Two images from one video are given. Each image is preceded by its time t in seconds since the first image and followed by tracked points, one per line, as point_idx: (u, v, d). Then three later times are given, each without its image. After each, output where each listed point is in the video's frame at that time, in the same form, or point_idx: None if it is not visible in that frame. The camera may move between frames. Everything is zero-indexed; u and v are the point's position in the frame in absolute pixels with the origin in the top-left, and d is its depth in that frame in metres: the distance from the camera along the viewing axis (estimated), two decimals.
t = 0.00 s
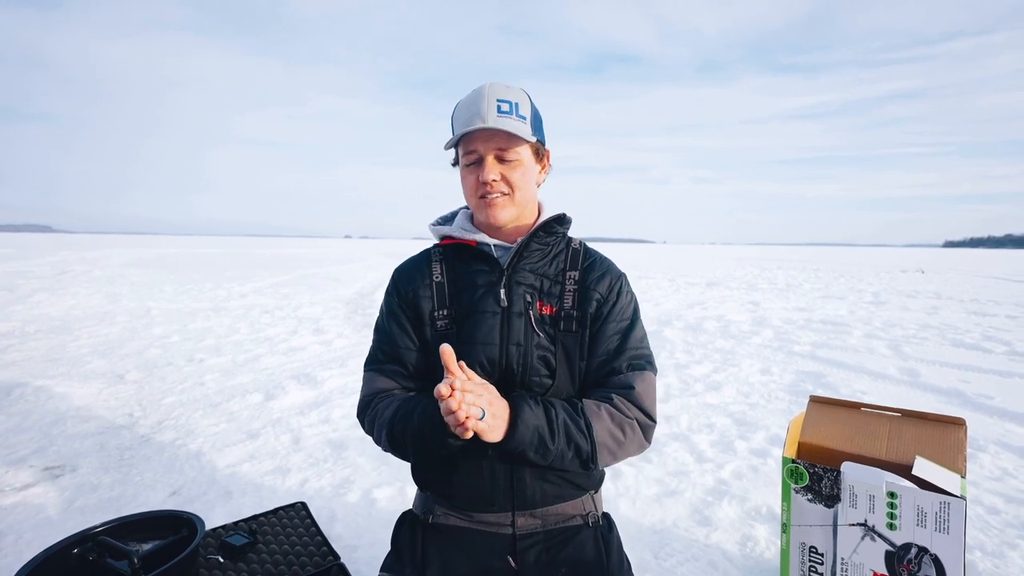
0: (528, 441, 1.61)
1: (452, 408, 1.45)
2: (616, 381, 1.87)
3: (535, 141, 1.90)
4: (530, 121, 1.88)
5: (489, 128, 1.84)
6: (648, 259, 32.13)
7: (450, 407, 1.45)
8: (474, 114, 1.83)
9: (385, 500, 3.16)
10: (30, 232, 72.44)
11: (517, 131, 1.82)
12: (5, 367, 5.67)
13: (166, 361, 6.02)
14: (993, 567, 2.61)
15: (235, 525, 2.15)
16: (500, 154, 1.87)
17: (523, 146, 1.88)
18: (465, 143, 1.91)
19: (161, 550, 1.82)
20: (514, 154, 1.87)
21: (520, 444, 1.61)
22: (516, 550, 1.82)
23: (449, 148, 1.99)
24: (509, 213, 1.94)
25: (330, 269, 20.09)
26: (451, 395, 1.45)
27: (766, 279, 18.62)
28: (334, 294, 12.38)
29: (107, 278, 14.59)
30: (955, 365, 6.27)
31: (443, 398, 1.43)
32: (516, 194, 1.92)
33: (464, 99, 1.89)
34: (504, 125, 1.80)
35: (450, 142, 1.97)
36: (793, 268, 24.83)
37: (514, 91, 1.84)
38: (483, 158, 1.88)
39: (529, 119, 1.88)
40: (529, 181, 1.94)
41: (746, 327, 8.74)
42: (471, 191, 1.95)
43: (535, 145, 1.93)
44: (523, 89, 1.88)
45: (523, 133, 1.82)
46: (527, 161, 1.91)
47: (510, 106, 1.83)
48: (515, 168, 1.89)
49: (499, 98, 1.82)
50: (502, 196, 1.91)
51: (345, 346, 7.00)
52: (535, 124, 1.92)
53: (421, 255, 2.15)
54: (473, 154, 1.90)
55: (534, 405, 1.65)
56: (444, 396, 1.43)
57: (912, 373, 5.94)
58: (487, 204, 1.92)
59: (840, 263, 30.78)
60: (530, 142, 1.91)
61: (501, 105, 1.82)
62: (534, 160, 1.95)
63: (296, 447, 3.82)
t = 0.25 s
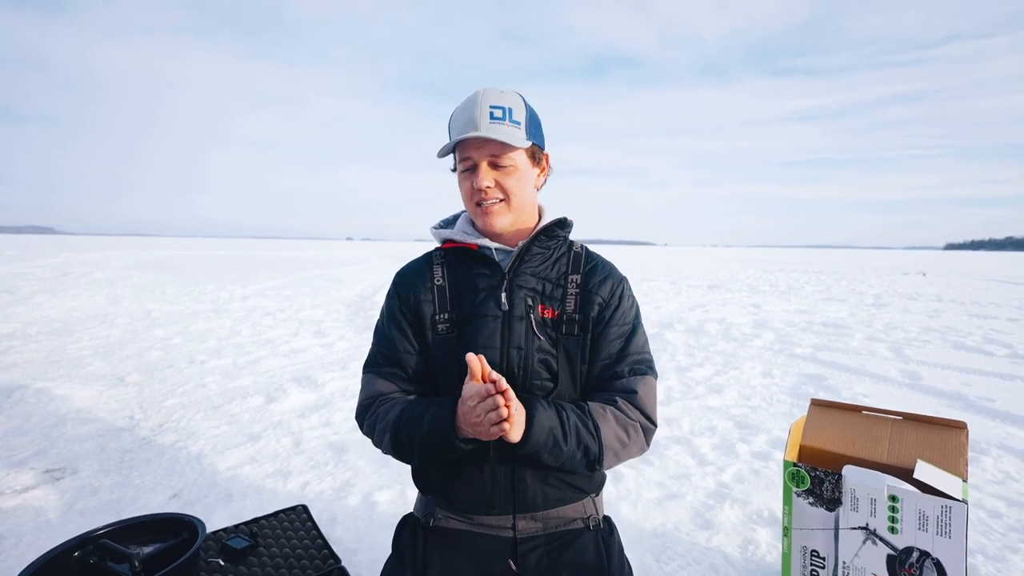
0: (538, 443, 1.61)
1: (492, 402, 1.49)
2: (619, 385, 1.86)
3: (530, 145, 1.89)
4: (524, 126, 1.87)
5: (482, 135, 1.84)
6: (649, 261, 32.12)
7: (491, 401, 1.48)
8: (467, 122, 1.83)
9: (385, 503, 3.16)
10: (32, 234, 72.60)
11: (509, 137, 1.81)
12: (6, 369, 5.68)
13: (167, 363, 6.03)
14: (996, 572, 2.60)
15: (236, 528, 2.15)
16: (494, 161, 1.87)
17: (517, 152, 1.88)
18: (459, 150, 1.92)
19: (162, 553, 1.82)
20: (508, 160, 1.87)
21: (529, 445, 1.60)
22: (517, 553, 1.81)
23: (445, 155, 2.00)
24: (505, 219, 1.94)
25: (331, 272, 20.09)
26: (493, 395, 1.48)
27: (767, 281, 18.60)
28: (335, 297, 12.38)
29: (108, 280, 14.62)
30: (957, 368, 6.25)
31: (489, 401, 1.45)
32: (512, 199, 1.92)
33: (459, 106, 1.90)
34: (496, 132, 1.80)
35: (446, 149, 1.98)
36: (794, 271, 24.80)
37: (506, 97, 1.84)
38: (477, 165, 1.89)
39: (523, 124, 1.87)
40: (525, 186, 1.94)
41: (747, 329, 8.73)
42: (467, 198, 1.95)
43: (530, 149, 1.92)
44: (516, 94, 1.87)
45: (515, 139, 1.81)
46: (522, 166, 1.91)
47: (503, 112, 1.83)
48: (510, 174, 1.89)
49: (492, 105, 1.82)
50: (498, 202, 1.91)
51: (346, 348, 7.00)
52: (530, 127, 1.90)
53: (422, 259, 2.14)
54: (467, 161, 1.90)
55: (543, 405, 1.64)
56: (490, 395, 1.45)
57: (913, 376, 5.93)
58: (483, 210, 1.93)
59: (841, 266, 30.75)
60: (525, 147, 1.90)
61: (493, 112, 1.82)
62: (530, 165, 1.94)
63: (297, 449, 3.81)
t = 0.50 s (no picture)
0: (533, 453, 1.61)
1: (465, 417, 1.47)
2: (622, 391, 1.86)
3: (526, 154, 1.90)
4: (519, 135, 1.88)
5: (478, 145, 1.85)
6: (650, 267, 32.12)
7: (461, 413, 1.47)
8: (463, 132, 1.85)
9: (387, 512, 3.15)
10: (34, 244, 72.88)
11: (504, 146, 1.82)
12: (8, 380, 5.68)
13: (168, 372, 6.03)
14: None
15: (237, 538, 2.14)
16: (489, 170, 1.88)
17: (513, 161, 1.88)
18: (456, 160, 1.94)
19: (163, 564, 1.82)
20: (504, 169, 1.88)
21: (523, 457, 1.61)
22: (519, 563, 1.81)
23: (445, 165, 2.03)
24: (502, 228, 1.95)
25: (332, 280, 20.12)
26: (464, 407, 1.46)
27: (768, 287, 18.59)
28: (336, 305, 12.39)
29: (109, 290, 14.63)
30: (959, 373, 6.24)
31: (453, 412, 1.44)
32: (508, 209, 1.93)
33: (456, 117, 1.92)
34: (491, 142, 1.81)
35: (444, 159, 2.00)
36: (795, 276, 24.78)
37: (502, 107, 1.85)
38: (474, 174, 1.90)
39: (519, 134, 1.87)
40: (522, 195, 1.94)
41: (748, 335, 8.72)
42: (464, 207, 1.97)
43: (527, 158, 1.93)
44: (512, 104, 1.88)
45: (510, 148, 1.82)
46: (519, 175, 1.91)
47: (498, 122, 1.84)
48: (506, 183, 1.89)
49: (487, 115, 1.84)
50: (494, 212, 1.92)
51: (346, 356, 7.00)
52: (527, 137, 1.91)
53: (422, 268, 2.15)
54: (464, 171, 1.92)
55: (537, 416, 1.65)
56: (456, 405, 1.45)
57: (916, 381, 5.91)
58: (480, 219, 1.94)
59: (843, 271, 30.73)
60: (521, 156, 1.90)
61: (488, 122, 1.83)
62: (527, 174, 1.95)
63: (298, 459, 3.81)
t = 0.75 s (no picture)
0: (549, 459, 1.61)
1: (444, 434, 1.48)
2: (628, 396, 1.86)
3: (529, 157, 1.91)
4: (523, 137, 1.88)
5: (482, 146, 1.86)
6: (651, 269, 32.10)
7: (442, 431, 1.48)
8: (467, 133, 1.86)
9: (389, 516, 3.15)
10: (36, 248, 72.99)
11: (507, 148, 1.83)
12: (9, 385, 5.69)
13: (170, 376, 6.03)
14: None
15: (239, 543, 2.14)
16: (492, 171, 1.88)
17: (516, 163, 1.89)
18: (459, 160, 1.95)
19: (165, 569, 1.82)
20: (506, 171, 1.88)
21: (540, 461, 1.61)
22: (522, 567, 1.80)
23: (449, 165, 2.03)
24: (504, 229, 1.95)
25: (333, 283, 20.14)
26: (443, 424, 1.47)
27: (769, 289, 18.56)
28: (337, 309, 12.39)
29: (110, 294, 14.65)
30: (962, 374, 6.22)
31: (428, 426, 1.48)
32: (510, 210, 1.93)
33: (460, 118, 1.93)
34: (495, 142, 1.82)
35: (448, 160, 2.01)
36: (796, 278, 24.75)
37: (506, 109, 1.86)
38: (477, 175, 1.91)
39: (523, 135, 1.88)
40: (523, 197, 1.95)
41: (750, 337, 8.71)
42: (466, 208, 1.98)
43: (529, 161, 1.93)
44: (516, 107, 1.89)
45: (513, 150, 1.83)
46: (521, 177, 1.92)
47: (502, 124, 1.85)
48: (508, 185, 1.90)
49: (491, 116, 1.85)
50: (496, 213, 1.93)
51: (348, 360, 7.00)
52: (530, 139, 1.92)
53: (422, 270, 2.15)
54: (467, 171, 1.93)
55: (552, 424, 1.64)
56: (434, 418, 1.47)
57: (918, 383, 5.90)
58: (482, 220, 1.94)
59: (844, 272, 30.68)
60: (524, 158, 1.91)
61: (492, 123, 1.84)
62: (529, 177, 1.95)
63: (300, 463, 3.81)
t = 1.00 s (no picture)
0: (578, 430, 1.61)
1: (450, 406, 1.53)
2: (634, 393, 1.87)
3: (544, 158, 1.98)
4: (541, 138, 1.96)
5: (505, 143, 1.89)
6: (650, 271, 32.08)
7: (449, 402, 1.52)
8: (489, 129, 1.87)
9: (389, 517, 3.15)
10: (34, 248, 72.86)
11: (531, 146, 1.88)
12: (8, 386, 5.67)
13: (169, 377, 6.02)
14: None
15: (239, 544, 2.14)
16: (512, 169, 1.91)
17: (533, 163, 1.95)
18: (475, 157, 1.95)
19: (165, 569, 1.82)
20: (525, 170, 1.93)
21: (568, 437, 1.61)
22: (522, 568, 1.80)
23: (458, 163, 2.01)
24: (517, 227, 1.96)
25: (332, 284, 20.11)
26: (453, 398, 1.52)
27: (768, 290, 18.57)
28: (336, 309, 12.38)
29: (109, 295, 14.62)
30: (961, 376, 6.23)
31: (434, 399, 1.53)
32: (526, 209, 1.95)
33: (476, 115, 1.94)
34: (520, 140, 1.86)
35: (459, 158, 2.00)
36: (795, 279, 24.78)
37: (527, 110, 1.92)
38: (496, 172, 1.92)
39: (540, 137, 1.95)
40: (536, 197, 1.99)
41: (749, 338, 8.71)
42: (480, 205, 1.95)
43: (543, 163, 2.00)
44: (534, 110, 1.96)
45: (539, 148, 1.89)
46: (536, 177, 1.97)
47: (524, 123, 1.90)
48: (526, 183, 1.93)
49: (514, 115, 1.88)
50: (513, 210, 1.93)
51: (347, 361, 6.99)
52: (543, 141, 2.00)
53: (421, 271, 2.15)
54: (485, 168, 1.93)
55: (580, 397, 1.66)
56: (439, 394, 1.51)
57: (917, 384, 5.91)
58: (497, 217, 1.93)
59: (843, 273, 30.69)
60: (540, 159, 1.98)
61: (516, 122, 1.88)
62: (541, 178, 2.01)
63: (299, 464, 3.80)
